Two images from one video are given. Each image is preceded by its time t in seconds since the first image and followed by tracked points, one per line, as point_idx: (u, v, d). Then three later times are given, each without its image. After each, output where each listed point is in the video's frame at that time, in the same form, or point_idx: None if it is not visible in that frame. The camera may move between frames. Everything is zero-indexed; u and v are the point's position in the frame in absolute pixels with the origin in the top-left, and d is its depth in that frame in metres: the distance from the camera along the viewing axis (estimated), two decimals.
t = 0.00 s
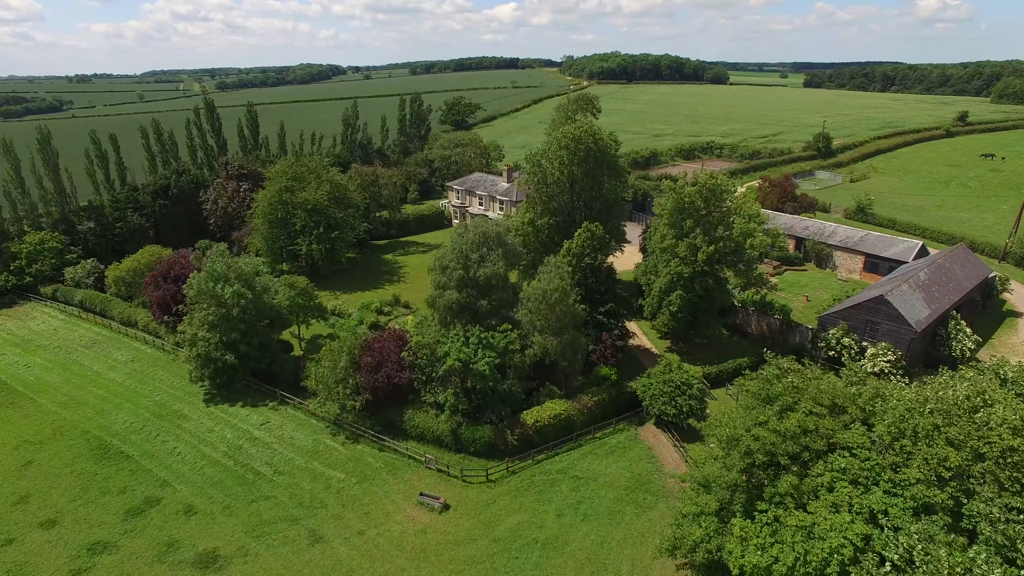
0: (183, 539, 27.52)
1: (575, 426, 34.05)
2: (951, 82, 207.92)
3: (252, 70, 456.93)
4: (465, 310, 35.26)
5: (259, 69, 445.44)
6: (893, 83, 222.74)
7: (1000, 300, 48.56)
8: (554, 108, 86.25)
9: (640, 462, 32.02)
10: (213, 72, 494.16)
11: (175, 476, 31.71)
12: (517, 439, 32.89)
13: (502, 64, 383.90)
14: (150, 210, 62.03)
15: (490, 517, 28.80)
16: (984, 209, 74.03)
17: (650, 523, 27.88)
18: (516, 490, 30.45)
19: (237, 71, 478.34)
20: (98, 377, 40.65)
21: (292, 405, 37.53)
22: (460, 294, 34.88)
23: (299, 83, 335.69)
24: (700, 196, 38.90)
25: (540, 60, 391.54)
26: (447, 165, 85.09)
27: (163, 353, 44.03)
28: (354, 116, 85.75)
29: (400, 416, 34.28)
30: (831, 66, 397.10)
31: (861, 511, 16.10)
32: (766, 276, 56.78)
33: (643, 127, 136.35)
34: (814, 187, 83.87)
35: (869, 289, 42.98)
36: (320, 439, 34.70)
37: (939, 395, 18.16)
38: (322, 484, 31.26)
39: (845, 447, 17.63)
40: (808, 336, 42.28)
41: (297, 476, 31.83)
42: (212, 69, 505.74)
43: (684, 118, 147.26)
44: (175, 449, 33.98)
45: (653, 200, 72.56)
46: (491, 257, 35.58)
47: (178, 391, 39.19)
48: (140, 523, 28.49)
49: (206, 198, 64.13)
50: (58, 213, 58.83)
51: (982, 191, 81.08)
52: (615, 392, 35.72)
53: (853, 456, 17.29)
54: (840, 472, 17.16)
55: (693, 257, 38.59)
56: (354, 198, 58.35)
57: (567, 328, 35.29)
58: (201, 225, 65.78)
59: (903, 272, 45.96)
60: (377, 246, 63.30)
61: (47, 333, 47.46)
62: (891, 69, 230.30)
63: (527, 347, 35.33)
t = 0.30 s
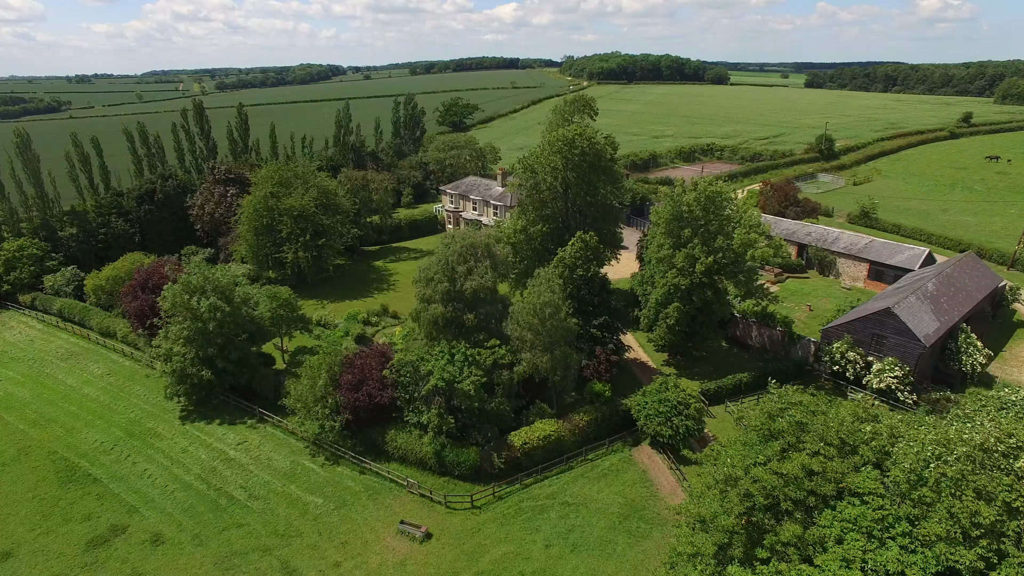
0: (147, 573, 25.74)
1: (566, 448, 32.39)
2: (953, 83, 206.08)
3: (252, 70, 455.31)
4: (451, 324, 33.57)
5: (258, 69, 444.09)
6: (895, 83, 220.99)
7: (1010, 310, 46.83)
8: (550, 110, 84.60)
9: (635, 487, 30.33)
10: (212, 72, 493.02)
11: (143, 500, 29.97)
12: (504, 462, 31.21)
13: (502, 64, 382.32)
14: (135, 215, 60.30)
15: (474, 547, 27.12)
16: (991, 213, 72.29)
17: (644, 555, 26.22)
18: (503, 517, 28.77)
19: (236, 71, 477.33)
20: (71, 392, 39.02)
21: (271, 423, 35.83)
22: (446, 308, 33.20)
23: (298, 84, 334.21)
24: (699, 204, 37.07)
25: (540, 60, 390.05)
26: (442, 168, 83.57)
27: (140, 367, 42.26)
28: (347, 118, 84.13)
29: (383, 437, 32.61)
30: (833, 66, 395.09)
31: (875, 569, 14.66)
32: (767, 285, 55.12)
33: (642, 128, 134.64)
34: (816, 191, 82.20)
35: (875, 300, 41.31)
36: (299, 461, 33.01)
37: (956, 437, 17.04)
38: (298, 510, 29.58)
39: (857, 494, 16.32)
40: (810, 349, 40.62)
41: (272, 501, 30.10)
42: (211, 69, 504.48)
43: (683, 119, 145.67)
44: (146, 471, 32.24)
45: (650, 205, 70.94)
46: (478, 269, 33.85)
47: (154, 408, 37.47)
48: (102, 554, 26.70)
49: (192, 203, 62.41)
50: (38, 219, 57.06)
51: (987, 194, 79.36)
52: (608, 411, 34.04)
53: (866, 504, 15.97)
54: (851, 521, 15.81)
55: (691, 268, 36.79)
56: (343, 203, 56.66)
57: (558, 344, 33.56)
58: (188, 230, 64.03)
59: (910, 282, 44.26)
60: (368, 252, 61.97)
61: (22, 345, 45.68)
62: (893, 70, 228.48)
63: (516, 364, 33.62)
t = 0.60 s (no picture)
0: None
1: (557, 473, 30.70)
2: (958, 83, 203.69)
3: (253, 70, 456.38)
4: (437, 343, 31.94)
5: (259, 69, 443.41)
6: (899, 83, 218.74)
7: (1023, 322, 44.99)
8: (548, 112, 82.92)
9: (629, 516, 28.61)
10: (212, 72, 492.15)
11: (109, 529, 28.27)
12: (491, 490, 29.53)
13: (503, 65, 380.91)
14: (120, 221, 58.72)
15: None
16: (999, 218, 70.41)
17: None
18: (488, 550, 27.07)
19: (237, 72, 476.07)
20: (43, 409, 37.33)
21: (249, 444, 34.14)
22: (430, 326, 31.54)
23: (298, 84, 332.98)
24: (697, 214, 35.12)
25: (541, 60, 389.05)
26: (437, 171, 82.06)
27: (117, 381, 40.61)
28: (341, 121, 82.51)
29: (364, 461, 31.00)
30: (836, 66, 392.75)
31: None
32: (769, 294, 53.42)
33: (643, 130, 132.80)
34: (820, 195, 80.42)
35: (881, 314, 39.54)
36: (277, 486, 31.30)
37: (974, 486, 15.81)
38: (272, 541, 27.89)
39: (869, 555, 15.02)
40: (814, 365, 38.92)
41: (245, 530, 28.40)
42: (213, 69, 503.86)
43: (684, 120, 143.95)
44: (115, 495, 30.50)
45: (651, 211, 69.15)
46: (465, 284, 32.11)
47: (127, 426, 35.78)
48: None
49: (179, 209, 61.03)
50: (20, 225, 55.48)
51: (996, 199, 77.48)
52: (602, 433, 32.37)
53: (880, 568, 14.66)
54: None
55: (690, 282, 35.04)
56: (332, 210, 55.07)
57: (549, 362, 31.90)
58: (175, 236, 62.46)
59: (919, 294, 42.47)
60: (359, 260, 60.30)
61: None
62: (897, 69, 226.13)
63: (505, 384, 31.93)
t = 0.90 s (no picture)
0: None
1: (546, 502, 29.09)
2: (960, 83, 201.59)
3: (252, 70, 455.60)
4: (420, 363, 30.28)
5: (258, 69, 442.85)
6: (900, 84, 216.86)
7: None
8: (544, 115, 81.35)
9: (622, 549, 26.91)
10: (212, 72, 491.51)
11: (69, 563, 26.47)
12: (476, 521, 27.85)
13: (503, 65, 379.48)
14: (103, 228, 57.06)
15: None
16: (1006, 224, 68.66)
17: None
18: None
19: (237, 71, 475.98)
20: (11, 428, 35.56)
21: (224, 467, 32.40)
22: (413, 346, 29.90)
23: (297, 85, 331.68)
24: (695, 227, 33.51)
25: (541, 60, 387.45)
26: (432, 175, 81.07)
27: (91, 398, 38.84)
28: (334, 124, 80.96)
29: (343, 489, 29.36)
30: (835, 66, 391.11)
31: None
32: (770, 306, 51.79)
33: (642, 132, 131.13)
34: (822, 200, 78.71)
35: (888, 330, 37.84)
36: (251, 515, 29.51)
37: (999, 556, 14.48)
38: None
39: None
40: (818, 382, 37.24)
41: (214, 564, 26.63)
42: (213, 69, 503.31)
43: (684, 122, 142.36)
44: (78, 524, 28.71)
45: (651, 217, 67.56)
46: (450, 301, 30.43)
47: (97, 448, 33.99)
48: None
49: (164, 215, 59.29)
50: None
51: (1002, 203, 75.71)
52: (594, 458, 30.70)
53: None
54: None
55: (687, 297, 33.34)
56: (319, 218, 53.57)
57: (538, 384, 30.28)
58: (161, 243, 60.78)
59: (926, 307, 40.73)
60: (349, 268, 58.82)
61: None
62: (899, 70, 224.17)
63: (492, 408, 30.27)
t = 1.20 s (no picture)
0: None
1: (533, 534, 27.45)
2: (963, 84, 199.53)
3: (252, 70, 454.50)
4: (400, 386, 28.61)
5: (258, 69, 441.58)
6: (902, 85, 215.01)
7: None
8: (540, 118, 79.72)
9: None
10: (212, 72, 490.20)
11: None
12: (458, 555, 26.07)
13: (503, 65, 378.02)
14: (84, 236, 55.43)
15: None
16: (1014, 230, 66.88)
17: None
18: None
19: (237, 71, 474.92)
20: None
21: (196, 494, 30.61)
22: (392, 368, 28.24)
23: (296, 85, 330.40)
24: (691, 241, 31.77)
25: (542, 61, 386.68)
26: (425, 179, 79.75)
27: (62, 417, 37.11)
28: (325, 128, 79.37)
29: (318, 520, 27.69)
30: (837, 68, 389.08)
31: None
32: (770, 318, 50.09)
33: (641, 134, 129.44)
34: (824, 205, 77.00)
35: (894, 347, 36.16)
36: (221, 547, 27.75)
37: None
38: None
39: None
40: (821, 401, 35.54)
41: None
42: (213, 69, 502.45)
43: (684, 123, 140.80)
44: (36, 557, 26.95)
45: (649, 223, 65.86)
46: (432, 321, 28.70)
47: (64, 472, 32.25)
48: None
49: (147, 222, 57.74)
50: None
51: (1009, 208, 73.93)
52: (585, 486, 28.98)
53: None
54: None
55: (684, 314, 31.63)
56: (305, 226, 51.98)
57: (526, 407, 28.62)
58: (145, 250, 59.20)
59: (933, 321, 39.03)
60: (337, 276, 57.37)
61: None
62: (901, 70, 222.24)
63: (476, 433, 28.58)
